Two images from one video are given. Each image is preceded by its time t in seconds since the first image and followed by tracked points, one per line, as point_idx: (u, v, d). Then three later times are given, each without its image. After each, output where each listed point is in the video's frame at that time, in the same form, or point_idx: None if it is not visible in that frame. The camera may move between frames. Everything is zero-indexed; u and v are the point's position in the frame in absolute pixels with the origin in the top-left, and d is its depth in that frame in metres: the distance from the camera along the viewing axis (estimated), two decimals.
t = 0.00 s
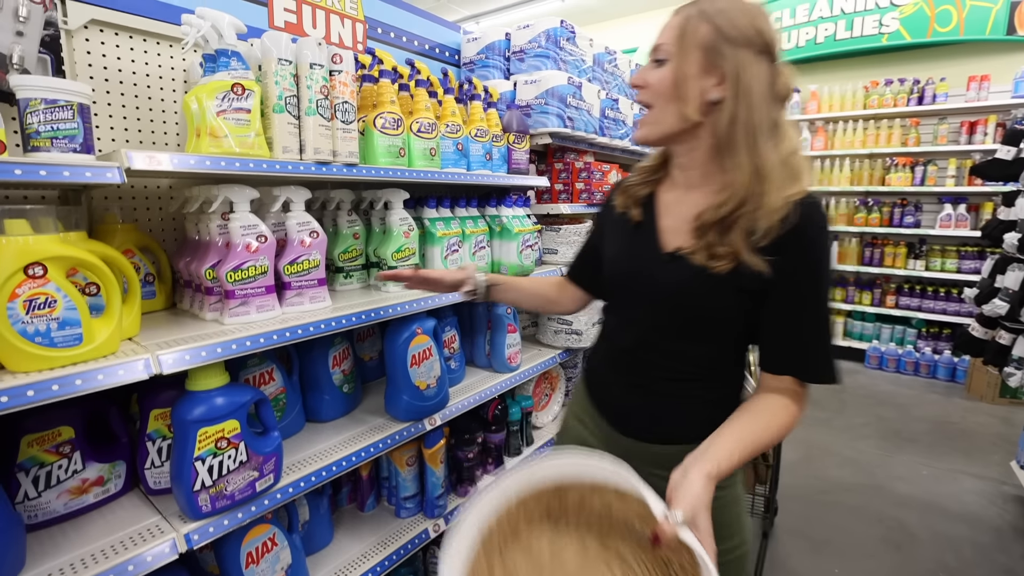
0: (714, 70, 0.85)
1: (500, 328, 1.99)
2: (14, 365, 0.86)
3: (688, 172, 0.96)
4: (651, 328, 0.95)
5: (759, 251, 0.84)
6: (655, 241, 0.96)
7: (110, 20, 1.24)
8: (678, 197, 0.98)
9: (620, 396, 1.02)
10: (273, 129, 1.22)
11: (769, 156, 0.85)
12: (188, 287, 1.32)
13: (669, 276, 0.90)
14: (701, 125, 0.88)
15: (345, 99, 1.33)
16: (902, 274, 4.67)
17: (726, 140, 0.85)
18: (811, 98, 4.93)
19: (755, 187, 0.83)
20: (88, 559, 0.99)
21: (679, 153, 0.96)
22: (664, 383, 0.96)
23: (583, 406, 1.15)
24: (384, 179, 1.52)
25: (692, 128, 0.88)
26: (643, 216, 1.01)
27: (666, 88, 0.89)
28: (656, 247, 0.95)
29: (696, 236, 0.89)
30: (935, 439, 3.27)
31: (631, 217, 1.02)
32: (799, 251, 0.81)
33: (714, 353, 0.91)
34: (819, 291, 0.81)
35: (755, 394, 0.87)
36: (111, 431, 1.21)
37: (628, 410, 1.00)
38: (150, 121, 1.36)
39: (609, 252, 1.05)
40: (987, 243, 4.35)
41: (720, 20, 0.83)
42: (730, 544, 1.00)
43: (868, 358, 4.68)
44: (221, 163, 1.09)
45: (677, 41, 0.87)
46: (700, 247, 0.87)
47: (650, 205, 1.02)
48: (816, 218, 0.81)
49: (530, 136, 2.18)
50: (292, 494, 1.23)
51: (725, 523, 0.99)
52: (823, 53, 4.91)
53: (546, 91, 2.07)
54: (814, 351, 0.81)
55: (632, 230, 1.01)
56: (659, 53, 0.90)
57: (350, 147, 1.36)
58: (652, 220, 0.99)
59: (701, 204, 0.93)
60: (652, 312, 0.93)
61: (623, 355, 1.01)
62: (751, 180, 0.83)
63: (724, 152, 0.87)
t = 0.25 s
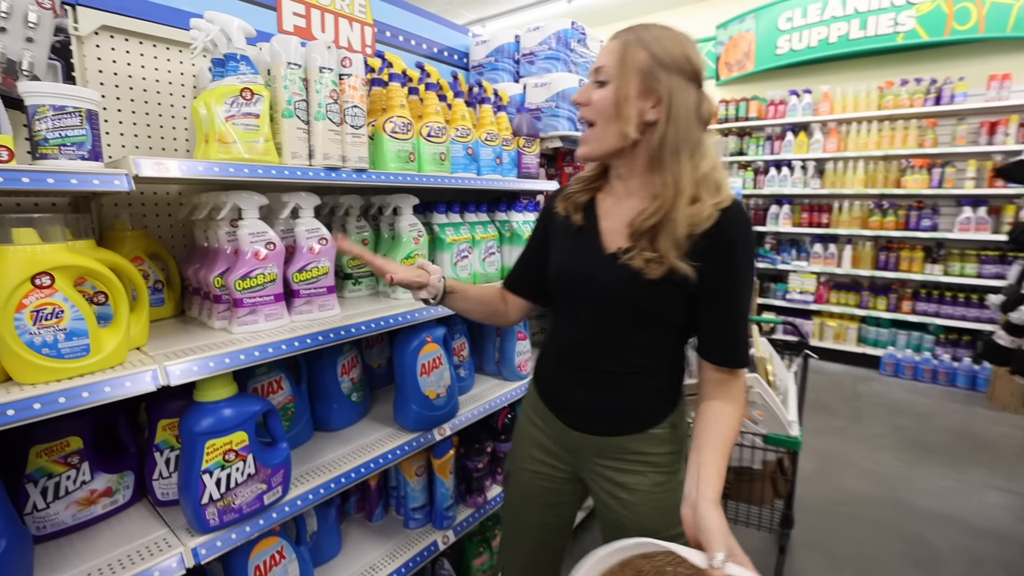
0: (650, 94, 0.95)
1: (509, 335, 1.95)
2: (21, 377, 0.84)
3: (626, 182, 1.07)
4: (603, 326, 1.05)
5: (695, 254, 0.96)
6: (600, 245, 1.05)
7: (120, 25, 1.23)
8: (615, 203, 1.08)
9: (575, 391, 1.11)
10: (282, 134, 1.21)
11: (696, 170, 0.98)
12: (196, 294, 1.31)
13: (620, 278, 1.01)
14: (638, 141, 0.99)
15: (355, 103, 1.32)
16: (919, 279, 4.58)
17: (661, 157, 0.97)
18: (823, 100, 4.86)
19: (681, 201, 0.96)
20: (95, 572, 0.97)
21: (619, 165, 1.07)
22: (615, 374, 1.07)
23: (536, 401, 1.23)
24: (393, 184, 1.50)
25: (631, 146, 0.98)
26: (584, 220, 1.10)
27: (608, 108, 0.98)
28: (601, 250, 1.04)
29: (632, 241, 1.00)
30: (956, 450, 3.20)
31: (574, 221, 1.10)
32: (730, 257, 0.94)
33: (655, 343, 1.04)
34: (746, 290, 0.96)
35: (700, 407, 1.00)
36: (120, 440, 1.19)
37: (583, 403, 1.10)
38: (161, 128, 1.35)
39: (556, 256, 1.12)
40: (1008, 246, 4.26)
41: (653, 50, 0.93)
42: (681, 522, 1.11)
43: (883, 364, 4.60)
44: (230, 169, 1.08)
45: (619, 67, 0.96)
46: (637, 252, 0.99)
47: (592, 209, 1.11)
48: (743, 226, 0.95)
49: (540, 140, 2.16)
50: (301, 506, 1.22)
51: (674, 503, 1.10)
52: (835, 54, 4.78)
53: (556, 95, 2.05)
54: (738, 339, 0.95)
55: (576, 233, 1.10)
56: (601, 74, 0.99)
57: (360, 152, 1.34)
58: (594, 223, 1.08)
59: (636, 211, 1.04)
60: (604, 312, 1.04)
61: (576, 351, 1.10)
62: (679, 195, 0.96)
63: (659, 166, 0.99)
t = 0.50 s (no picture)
0: (625, 117, 1.10)
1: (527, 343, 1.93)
2: (42, 391, 0.84)
3: (599, 196, 1.20)
4: (589, 332, 1.16)
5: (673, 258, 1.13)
6: (580, 256, 1.16)
7: (143, 35, 1.23)
8: (590, 215, 1.20)
9: (561, 395, 1.21)
10: (302, 142, 1.19)
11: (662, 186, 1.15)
12: (215, 303, 1.30)
13: (606, 287, 1.13)
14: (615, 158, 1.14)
15: (375, 109, 1.30)
16: (953, 287, 4.45)
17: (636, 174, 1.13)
18: (849, 100, 4.75)
19: (651, 211, 1.12)
20: None
21: (593, 179, 1.19)
22: (598, 376, 1.18)
23: (519, 408, 1.30)
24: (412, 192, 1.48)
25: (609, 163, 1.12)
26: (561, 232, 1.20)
27: (590, 128, 1.09)
28: (582, 260, 1.16)
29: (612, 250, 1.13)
30: (1001, 470, 3.08)
31: (551, 234, 1.20)
32: (696, 265, 1.13)
33: (636, 344, 1.18)
34: (709, 292, 1.15)
35: (688, 386, 1.21)
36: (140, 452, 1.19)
37: (569, 405, 1.20)
38: (182, 136, 1.35)
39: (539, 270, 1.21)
40: None
41: (628, 77, 1.09)
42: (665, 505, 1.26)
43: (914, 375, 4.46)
44: (249, 178, 1.06)
45: (600, 91, 1.09)
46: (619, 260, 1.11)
47: (567, 221, 1.21)
48: (708, 236, 1.13)
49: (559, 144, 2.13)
50: (318, 524, 1.20)
51: (657, 490, 1.25)
52: (860, 52, 4.67)
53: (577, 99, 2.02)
54: (708, 329, 1.15)
55: (555, 245, 1.20)
56: (581, 95, 1.10)
57: (380, 159, 1.32)
58: (572, 234, 1.19)
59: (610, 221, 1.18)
60: (590, 320, 1.15)
61: (560, 357, 1.20)
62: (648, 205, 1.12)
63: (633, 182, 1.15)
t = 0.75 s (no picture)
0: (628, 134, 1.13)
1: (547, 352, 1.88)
2: (51, 406, 0.81)
3: (596, 209, 1.21)
4: (591, 344, 1.16)
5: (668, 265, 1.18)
6: (581, 268, 1.16)
7: (159, 39, 1.21)
8: (588, 227, 1.21)
9: (570, 405, 1.19)
10: (319, 147, 1.15)
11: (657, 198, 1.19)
12: (231, 312, 1.27)
13: (614, 297, 1.14)
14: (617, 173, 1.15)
15: (393, 113, 1.26)
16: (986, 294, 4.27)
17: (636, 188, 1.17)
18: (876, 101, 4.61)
19: (652, 224, 1.15)
20: None
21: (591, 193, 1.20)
22: (605, 384, 1.18)
23: (522, 419, 1.27)
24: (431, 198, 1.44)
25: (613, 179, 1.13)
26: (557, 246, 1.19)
27: (600, 146, 1.09)
28: (583, 272, 1.16)
29: (612, 260, 1.15)
30: None
31: (549, 248, 1.18)
32: (689, 271, 1.19)
33: (636, 351, 1.20)
34: (696, 295, 1.22)
35: (674, 382, 1.27)
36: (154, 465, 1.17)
37: (580, 414, 1.18)
38: (197, 140, 1.32)
39: (543, 280, 1.18)
40: None
41: (632, 97, 1.11)
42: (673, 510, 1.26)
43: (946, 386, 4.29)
44: (266, 184, 1.03)
45: (609, 109, 1.09)
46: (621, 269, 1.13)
47: (564, 235, 1.20)
48: (698, 243, 1.20)
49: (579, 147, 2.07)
50: (335, 541, 1.16)
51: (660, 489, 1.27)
52: (888, 51, 4.54)
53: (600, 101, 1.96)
54: (694, 328, 1.23)
55: (554, 259, 1.19)
56: (590, 113, 1.09)
57: (398, 164, 1.28)
58: (570, 248, 1.18)
59: (607, 233, 1.20)
60: (597, 329, 1.15)
61: (566, 367, 1.19)
62: (650, 218, 1.15)
63: (632, 195, 1.18)
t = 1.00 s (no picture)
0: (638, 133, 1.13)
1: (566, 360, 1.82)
2: (49, 423, 0.76)
3: (603, 212, 1.18)
4: (612, 348, 1.11)
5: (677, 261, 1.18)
6: (596, 274, 1.11)
7: (168, 38, 1.17)
8: (598, 231, 1.17)
9: (597, 409, 1.13)
10: (332, 148, 1.11)
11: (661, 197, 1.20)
12: (241, 320, 1.23)
13: (638, 297, 1.09)
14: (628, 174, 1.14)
15: (409, 113, 1.21)
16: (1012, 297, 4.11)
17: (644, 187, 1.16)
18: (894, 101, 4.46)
19: (663, 222, 1.15)
20: None
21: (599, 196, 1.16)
22: (629, 386, 1.14)
23: (545, 429, 1.19)
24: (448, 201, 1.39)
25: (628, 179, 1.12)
26: (566, 256, 1.13)
27: (621, 145, 1.07)
28: (599, 277, 1.10)
29: (626, 261, 1.12)
30: None
31: (558, 258, 1.12)
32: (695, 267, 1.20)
33: (653, 353, 1.16)
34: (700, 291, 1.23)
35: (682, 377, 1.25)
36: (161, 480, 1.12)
37: (608, 418, 1.13)
38: (207, 143, 1.28)
39: (568, 283, 1.11)
40: None
41: (638, 97, 1.11)
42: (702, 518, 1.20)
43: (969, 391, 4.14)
44: (276, 188, 0.98)
45: (625, 108, 1.08)
46: (638, 270, 1.10)
47: (572, 242, 1.14)
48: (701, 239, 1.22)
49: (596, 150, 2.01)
50: (348, 560, 1.11)
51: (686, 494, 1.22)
52: (907, 50, 4.42)
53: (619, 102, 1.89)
54: (704, 323, 1.22)
55: (565, 269, 1.12)
56: (607, 111, 1.08)
57: (414, 166, 1.23)
58: (581, 255, 1.12)
59: (616, 235, 1.17)
60: (625, 331, 1.10)
61: (588, 373, 1.13)
62: (660, 217, 1.15)
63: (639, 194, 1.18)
